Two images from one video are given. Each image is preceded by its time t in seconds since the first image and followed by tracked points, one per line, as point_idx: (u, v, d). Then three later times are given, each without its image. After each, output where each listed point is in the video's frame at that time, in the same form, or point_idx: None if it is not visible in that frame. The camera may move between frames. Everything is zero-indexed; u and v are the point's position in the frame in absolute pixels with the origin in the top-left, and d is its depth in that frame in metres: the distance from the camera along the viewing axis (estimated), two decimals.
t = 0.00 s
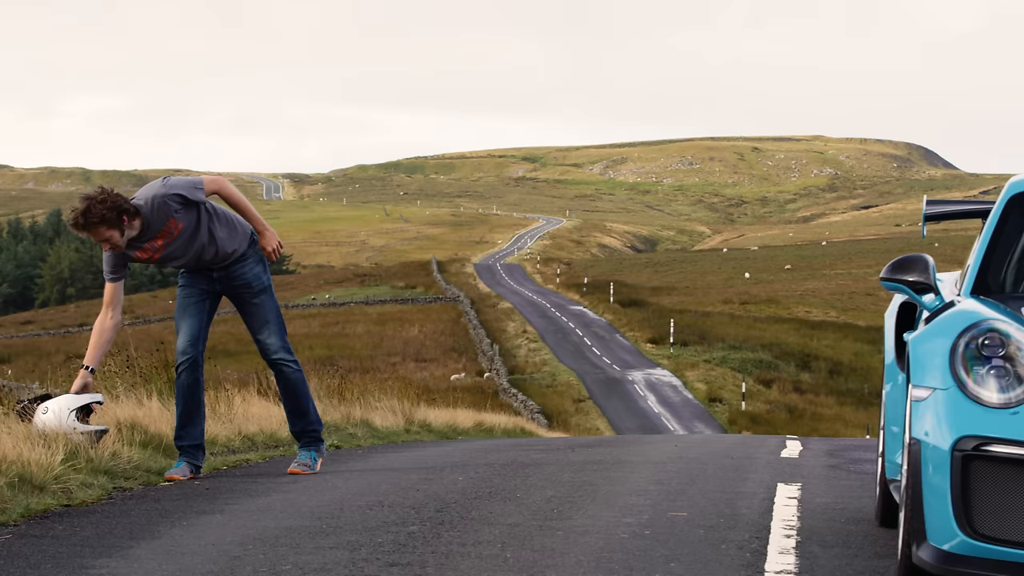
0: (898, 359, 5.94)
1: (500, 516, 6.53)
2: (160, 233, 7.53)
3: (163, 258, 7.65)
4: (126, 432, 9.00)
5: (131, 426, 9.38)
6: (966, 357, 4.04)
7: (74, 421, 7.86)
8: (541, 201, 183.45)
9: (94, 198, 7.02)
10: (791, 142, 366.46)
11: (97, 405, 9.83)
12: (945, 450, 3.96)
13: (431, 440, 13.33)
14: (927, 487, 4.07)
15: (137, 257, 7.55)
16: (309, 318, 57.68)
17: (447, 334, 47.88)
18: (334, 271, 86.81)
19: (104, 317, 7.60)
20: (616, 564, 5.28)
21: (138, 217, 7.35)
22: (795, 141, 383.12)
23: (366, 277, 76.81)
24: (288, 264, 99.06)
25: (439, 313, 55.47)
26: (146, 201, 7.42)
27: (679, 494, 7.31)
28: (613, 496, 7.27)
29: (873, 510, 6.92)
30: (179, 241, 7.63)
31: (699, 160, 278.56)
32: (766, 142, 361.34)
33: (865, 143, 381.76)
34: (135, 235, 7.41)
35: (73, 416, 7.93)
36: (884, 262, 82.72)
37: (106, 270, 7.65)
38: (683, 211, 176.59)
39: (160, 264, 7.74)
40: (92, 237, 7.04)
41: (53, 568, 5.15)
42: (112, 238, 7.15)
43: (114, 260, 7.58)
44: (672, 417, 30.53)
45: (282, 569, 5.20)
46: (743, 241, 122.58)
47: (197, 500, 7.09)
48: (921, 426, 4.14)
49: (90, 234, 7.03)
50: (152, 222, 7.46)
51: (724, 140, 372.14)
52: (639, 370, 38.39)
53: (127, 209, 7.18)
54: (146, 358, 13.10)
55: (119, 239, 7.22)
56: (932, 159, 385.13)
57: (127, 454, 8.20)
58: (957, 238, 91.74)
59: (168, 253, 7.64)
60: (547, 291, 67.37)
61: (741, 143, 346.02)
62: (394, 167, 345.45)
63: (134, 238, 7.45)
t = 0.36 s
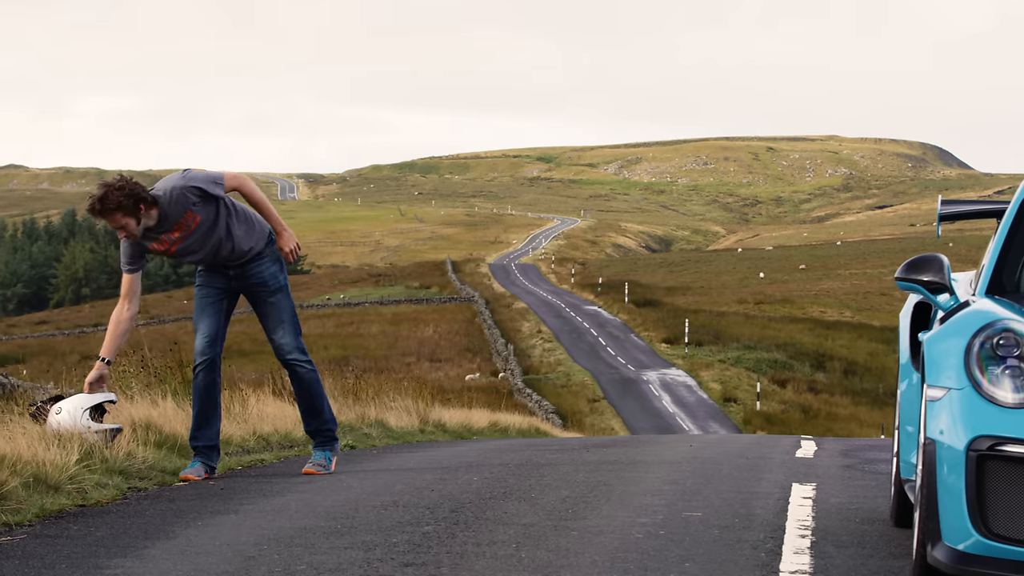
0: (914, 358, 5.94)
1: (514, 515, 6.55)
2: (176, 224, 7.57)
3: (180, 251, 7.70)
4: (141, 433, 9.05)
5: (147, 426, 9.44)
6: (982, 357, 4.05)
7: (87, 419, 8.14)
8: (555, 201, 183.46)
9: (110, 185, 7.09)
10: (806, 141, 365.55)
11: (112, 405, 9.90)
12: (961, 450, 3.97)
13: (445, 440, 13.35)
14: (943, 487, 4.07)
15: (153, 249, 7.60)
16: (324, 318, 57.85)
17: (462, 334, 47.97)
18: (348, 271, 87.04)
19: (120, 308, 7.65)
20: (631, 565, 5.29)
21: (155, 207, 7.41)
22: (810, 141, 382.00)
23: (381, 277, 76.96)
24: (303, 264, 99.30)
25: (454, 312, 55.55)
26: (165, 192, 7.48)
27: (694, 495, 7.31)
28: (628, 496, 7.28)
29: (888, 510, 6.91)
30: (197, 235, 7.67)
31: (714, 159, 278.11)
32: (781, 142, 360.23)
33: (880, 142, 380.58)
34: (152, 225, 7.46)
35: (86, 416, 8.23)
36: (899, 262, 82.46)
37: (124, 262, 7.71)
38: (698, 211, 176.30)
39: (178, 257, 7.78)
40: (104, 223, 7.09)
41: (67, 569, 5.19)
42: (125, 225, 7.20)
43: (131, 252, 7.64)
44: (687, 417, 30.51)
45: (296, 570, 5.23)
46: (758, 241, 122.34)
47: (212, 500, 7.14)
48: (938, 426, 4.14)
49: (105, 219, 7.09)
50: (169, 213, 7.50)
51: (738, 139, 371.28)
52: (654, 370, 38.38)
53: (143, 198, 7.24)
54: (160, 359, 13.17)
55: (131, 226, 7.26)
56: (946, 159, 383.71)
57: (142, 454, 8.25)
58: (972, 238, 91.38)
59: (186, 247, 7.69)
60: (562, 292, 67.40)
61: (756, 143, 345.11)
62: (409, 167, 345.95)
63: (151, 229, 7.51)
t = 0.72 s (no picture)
0: (922, 358, 5.95)
1: (524, 516, 6.56)
2: (201, 192, 7.62)
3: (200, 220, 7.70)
4: (150, 433, 9.07)
5: (156, 426, 9.48)
6: (990, 357, 4.05)
7: (96, 418, 8.52)
8: (564, 201, 183.30)
9: (158, 131, 7.25)
10: (815, 141, 364.85)
11: (122, 404, 9.93)
12: (970, 449, 3.98)
13: (455, 440, 13.36)
14: (953, 487, 4.07)
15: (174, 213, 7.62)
16: (333, 318, 57.90)
17: (471, 334, 47.93)
18: (357, 270, 87.07)
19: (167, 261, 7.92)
20: (640, 564, 5.30)
21: (187, 166, 7.51)
22: (820, 141, 381.37)
23: (390, 277, 76.98)
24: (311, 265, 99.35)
25: (462, 312, 55.58)
26: (199, 156, 7.57)
27: (704, 496, 7.29)
28: (638, 496, 7.28)
29: (897, 510, 6.92)
30: (219, 210, 7.72)
31: (723, 159, 277.68)
32: (790, 141, 359.60)
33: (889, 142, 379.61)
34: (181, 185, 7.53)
35: (95, 415, 8.61)
36: (908, 262, 82.22)
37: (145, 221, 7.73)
38: (707, 211, 176.02)
39: (196, 230, 7.79)
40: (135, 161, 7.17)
41: (76, 569, 5.22)
42: (157, 171, 7.26)
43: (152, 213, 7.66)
44: (696, 416, 30.47)
45: (305, 569, 5.25)
46: (767, 241, 122.09)
47: (221, 500, 7.17)
48: (946, 426, 4.14)
49: (140, 160, 7.17)
50: (198, 178, 7.59)
51: (747, 139, 370.71)
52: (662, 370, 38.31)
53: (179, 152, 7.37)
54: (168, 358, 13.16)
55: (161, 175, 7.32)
56: (956, 158, 382.60)
57: (151, 454, 8.26)
58: (981, 238, 91.10)
59: (205, 219, 7.71)
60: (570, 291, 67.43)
61: (766, 142, 344.48)
62: (418, 166, 345.79)
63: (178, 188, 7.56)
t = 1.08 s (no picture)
0: (925, 358, 5.95)
1: (527, 516, 6.55)
2: (256, 160, 7.52)
3: (244, 190, 7.56)
4: (152, 433, 9.07)
5: (158, 426, 9.49)
6: (993, 357, 4.05)
7: (98, 418, 8.53)
8: (566, 202, 183.31)
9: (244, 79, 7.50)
10: (817, 140, 364.73)
11: (124, 405, 9.93)
12: (971, 449, 3.98)
13: (456, 440, 13.36)
14: (955, 487, 4.07)
15: (221, 170, 7.53)
16: (334, 318, 57.96)
17: (473, 334, 47.94)
18: (359, 271, 87.10)
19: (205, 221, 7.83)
20: (642, 564, 5.31)
21: (255, 130, 7.54)
22: (821, 140, 381.33)
23: (392, 277, 77.02)
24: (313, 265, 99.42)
25: (464, 312, 55.57)
26: (272, 129, 7.59)
27: (706, 495, 7.29)
28: (639, 496, 7.28)
29: (899, 510, 6.90)
30: (265, 186, 7.55)
31: (726, 159, 277.62)
32: (792, 140, 359.57)
33: (892, 143, 379.49)
34: (242, 144, 7.51)
35: (97, 416, 8.62)
36: (910, 262, 82.16)
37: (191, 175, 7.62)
38: (709, 211, 175.96)
39: (236, 206, 7.60)
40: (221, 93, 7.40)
41: (78, 569, 5.23)
42: (232, 109, 7.41)
43: (201, 166, 7.57)
44: (698, 416, 30.47)
45: (308, 569, 5.25)
46: (769, 241, 122.04)
47: (224, 500, 7.17)
48: (948, 426, 4.14)
49: (222, 92, 7.44)
50: (259, 147, 7.52)
51: (750, 139, 370.67)
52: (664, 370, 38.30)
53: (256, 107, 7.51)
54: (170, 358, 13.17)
55: (233, 119, 7.43)
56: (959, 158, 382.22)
57: (153, 454, 8.26)
58: (984, 238, 90.99)
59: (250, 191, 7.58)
60: (572, 291, 67.47)
61: (768, 142, 344.47)
62: (421, 167, 345.98)
63: (237, 148, 7.52)
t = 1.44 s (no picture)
0: (921, 359, 5.94)
1: (522, 517, 6.56)
2: (322, 137, 7.35)
3: (301, 165, 7.34)
4: (148, 435, 9.07)
5: (154, 427, 9.48)
6: (988, 359, 4.05)
7: (93, 419, 8.53)
8: (562, 204, 183.41)
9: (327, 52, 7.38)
10: (812, 143, 365.17)
11: (119, 407, 9.93)
12: (967, 450, 3.98)
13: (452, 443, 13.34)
14: (950, 487, 4.07)
15: (287, 140, 7.29)
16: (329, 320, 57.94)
17: (469, 336, 47.97)
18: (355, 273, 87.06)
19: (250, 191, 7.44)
20: (639, 565, 5.31)
21: (327, 108, 7.41)
22: (817, 142, 381.85)
23: (388, 279, 77.00)
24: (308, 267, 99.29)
25: (460, 315, 55.57)
26: (340, 110, 7.48)
27: (702, 498, 7.29)
28: (634, 498, 7.28)
29: (894, 512, 6.89)
30: (329, 166, 7.36)
31: (721, 162, 277.88)
32: (787, 141, 360.13)
33: (887, 145, 380.03)
34: (312, 117, 7.35)
35: (92, 416, 8.63)
36: (906, 263, 82.25)
37: (251, 141, 7.31)
38: (705, 213, 176.07)
39: (294, 181, 7.36)
40: (304, 56, 7.24)
41: (74, 571, 5.23)
42: (312, 81, 7.25)
43: (264, 134, 7.30)
44: (694, 418, 30.49)
45: (303, 571, 5.25)
46: (765, 243, 122.12)
47: (219, 501, 7.16)
48: (943, 428, 4.14)
49: (303, 60, 7.27)
50: (327, 125, 7.37)
51: (746, 141, 371.13)
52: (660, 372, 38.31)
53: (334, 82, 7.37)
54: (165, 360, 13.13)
55: (310, 89, 7.26)
56: (955, 160, 382.67)
57: (148, 456, 8.24)
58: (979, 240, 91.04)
59: (310, 169, 7.35)
60: (567, 293, 67.54)
61: (764, 145, 344.85)
62: (416, 169, 345.99)
63: (306, 119, 7.35)
